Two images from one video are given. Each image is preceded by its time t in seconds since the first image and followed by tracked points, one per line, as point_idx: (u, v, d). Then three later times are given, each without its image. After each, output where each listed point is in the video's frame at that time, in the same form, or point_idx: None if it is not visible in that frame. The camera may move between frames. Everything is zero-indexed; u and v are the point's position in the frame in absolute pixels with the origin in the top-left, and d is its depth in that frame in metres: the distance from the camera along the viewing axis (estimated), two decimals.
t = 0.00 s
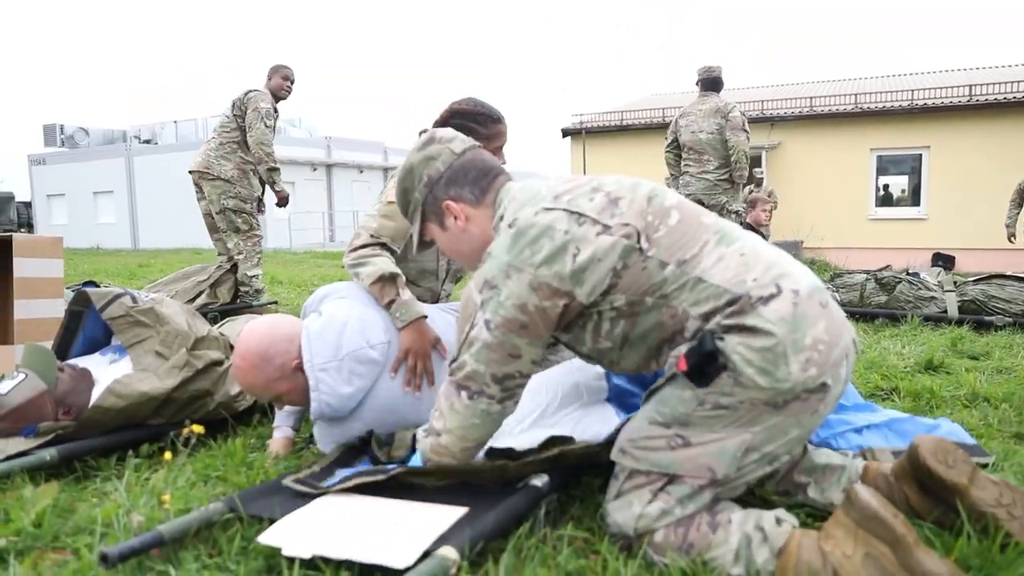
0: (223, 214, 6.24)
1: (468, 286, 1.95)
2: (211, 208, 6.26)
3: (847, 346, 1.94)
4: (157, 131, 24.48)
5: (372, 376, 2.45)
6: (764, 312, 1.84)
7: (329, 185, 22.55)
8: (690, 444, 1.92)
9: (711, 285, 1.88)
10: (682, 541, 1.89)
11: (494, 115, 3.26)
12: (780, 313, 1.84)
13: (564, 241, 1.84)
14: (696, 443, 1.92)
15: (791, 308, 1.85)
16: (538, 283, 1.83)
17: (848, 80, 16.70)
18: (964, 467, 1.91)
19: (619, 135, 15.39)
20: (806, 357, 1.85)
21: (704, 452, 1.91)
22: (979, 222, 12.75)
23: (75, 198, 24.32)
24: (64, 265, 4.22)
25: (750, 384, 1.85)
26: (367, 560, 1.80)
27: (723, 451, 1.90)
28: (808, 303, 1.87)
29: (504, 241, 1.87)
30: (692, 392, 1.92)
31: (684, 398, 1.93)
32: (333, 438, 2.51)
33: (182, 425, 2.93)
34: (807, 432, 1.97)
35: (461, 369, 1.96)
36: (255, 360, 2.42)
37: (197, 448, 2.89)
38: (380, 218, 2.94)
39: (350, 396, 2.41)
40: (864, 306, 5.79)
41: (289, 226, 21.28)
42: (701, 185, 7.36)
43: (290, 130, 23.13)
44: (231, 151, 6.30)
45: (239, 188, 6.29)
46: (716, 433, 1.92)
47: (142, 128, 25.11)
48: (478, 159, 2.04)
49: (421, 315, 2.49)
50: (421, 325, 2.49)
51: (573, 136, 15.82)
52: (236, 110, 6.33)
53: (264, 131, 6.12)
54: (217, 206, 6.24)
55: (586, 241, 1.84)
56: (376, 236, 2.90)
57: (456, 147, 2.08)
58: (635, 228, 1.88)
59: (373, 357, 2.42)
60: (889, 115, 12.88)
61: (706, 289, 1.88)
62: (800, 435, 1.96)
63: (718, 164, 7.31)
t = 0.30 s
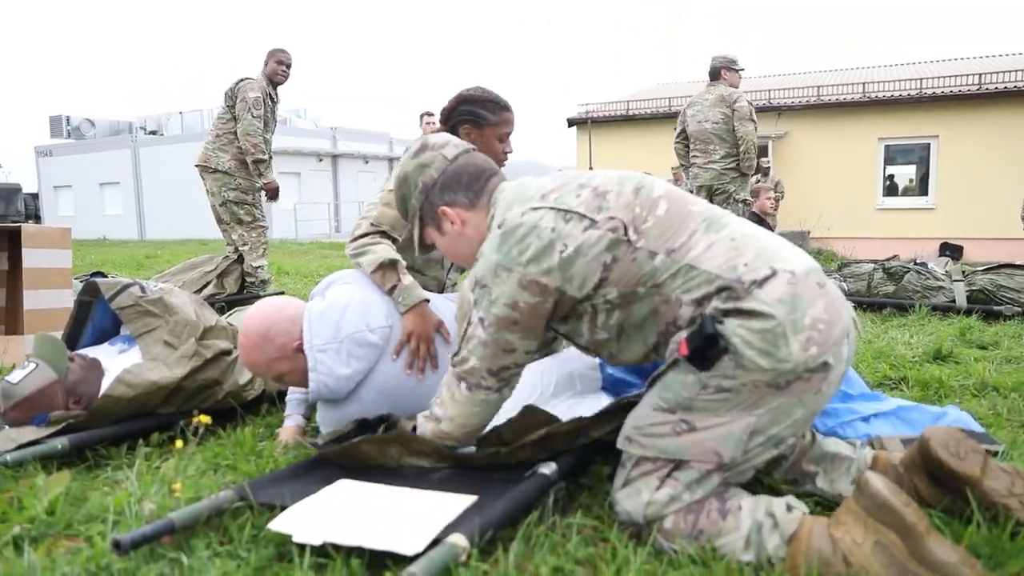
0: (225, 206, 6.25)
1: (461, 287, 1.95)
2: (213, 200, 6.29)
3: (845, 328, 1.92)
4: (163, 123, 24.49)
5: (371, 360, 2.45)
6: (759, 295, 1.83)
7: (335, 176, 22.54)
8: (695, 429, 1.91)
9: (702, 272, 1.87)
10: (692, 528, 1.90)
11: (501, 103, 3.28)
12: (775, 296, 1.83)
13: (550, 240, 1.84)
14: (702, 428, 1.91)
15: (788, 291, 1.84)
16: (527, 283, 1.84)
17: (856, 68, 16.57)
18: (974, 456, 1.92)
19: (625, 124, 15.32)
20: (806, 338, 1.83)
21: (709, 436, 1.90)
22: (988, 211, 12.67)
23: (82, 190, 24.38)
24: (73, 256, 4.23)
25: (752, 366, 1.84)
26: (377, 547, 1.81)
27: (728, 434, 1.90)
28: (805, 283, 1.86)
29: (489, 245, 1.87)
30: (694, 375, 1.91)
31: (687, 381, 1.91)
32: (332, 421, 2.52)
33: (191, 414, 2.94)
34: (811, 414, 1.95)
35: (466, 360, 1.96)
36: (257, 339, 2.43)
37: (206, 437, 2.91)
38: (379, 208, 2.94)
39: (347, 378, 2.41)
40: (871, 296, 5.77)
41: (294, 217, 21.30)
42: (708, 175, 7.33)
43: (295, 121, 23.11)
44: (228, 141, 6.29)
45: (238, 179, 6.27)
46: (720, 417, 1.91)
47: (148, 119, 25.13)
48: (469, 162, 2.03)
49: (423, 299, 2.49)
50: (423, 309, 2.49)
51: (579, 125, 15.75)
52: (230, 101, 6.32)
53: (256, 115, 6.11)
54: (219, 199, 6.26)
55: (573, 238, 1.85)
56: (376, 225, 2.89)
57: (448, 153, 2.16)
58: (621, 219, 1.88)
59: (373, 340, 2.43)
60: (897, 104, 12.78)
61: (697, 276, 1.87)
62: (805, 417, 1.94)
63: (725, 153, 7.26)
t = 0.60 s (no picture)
0: (229, 206, 6.24)
1: (478, 288, 1.93)
2: (217, 200, 6.29)
3: (849, 328, 1.94)
4: (169, 120, 24.56)
5: (373, 359, 2.45)
6: (772, 294, 1.83)
7: (340, 174, 22.57)
8: (703, 427, 1.90)
9: (716, 272, 1.86)
10: (700, 527, 1.89)
11: (505, 108, 3.30)
12: (786, 296, 1.83)
13: (568, 232, 1.83)
14: (710, 426, 1.90)
15: (797, 289, 1.85)
16: (549, 275, 1.82)
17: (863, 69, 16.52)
18: (971, 451, 1.91)
19: (631, 124, 15.31)
20: (815, 336, 1.85)
21: (718, 433, 1.90)
22: (995, 213, 12.62)
23: (89, 187, 24.49)
24: (79, 253, 4.25)
25: (762, 363, 1.84)
26: (383, 545, 1.81)
27: (736, 430, 1.89)
28: (811, 280, 1.88)
29: (504, 242, 1.85)
30: (704, 373, 1.90)
31: (696, 379, 1.91)
32: (336, 421, 2.51)
33: (197, 411, 2.94)
34: (816, 408, 1.97)
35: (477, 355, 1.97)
36: (260, 338, 2.44)
37: (211, 433, 2.92)
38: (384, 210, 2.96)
39: (349, 377, 2.41)
40: (877, 297, 5.75)
41: (299, 215, 21.34)
42: (706, 174, 7.34)
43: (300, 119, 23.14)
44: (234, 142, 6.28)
45: (241, 178, 6.26)
46: (729, 414, 1.90)
47: (155, 117, 25.21)
48: (455, 159, 2.01)
49: (425, 297, 2.49)
50: (426, 306, 2.48)
51: (584, 125, 15.74)
52: (241, 102, 6.30)
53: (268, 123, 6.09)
54: (223, 199, 6.26)
55: (592, 231, 1.84)
56: (379, 226, 2.90)
57: (433, 154, 2.07)
58: (639, 215, 1.87)
59: (374, 339, 2.42)
60: (904, 105, 12.73)
61: (712, 276, 1.86)
62: (811, 411, 1.96)
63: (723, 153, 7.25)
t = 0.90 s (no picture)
0: (225, 203, 6.11)
1: (505, 273, 2.01)
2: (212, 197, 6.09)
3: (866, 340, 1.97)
4: (165, 117, 24.49)
5: (367, 358, 2.44)
6: (790, 303, 1.88)
7: (336, 171, 22.52)
8: (721, 416, 1.92)
9: (732, 281, 1.93)
10: (701, 515, 1.88)
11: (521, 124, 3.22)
12: (806, 304, 1.87)
13: (587, 245, 1.86)
14: (728, 415, 1.92)
15: (819, 299, 1.88)
16: (562, 281, 1.87)
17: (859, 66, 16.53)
18: (950, 430, 2.02)
19: (627, 121, 15.30)
20: (839, 341, 1.87)
21: (734, 423, 1.91)
22: (991, 209, 12.64)
23: (84, 184, 24.40)
24: (73, 250, 4.24)
25: (788, 360, 1.87)
26: (377, 541, 1.81)
27: (753, 422, 1.91)
28: (835, 291, 1.91)
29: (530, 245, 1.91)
30: (728, 363, 1.93)
31: (721, 368, 1.94)
32: (331, 423, 2.49)
33: (192, 408, 2.94)
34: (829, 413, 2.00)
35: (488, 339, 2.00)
36: (253, 341, 2.43)
37: (206, 431, 2.91)
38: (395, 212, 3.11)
39: (344, 377, 2.40)
40: (873, 294, 5.76)
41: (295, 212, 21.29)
42: (695, 170, 7.36)
43: (296, 116, 23.07)
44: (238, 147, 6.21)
45: (240, 177, 6.14)
46: (749, 406, 1.92)
47: (150, 113, 25.12)
48: (507, 160, 2.07)
49: (418, 293, 2.50)
50: (419, 303, 2.49)
51: (580, 121, 15.73)
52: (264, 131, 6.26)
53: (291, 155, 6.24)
54: (217, 195, 6.08)
55: (609, 244, 1.86)
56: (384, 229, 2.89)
57: (489, 154, 2.11)
58: (657, 231, 1.90)
59: (368, 339, 2.42)
60: (900, 101, 12.75)
61: (727, 284, 1.93)
62: (823, 416, 1.98)
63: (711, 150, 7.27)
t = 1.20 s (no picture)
0: (233, 197, 5.93)
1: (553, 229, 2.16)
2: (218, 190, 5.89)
3: (874, 357, 1.93)
4: (163, 111, 24.43)
5: (365, 358, 2.42)
6: (792, 303, 1.87)
7: (334, 168, 22.49)
8: (717, 416, 1.92)
9: (742, 267, 1.94)
10: (692, 515, 1.88)
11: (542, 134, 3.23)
12: (808, 309, 1.86)
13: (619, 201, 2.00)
14: (723, 416, 1.92)
15: (821, 306, 1.86)
16: (596, 231, 2.01)
17: (857, 68, 16.55)
18: (939, 442, 2.01)
19: (626, 120, 15.30)
20: (839, 351, 1.85)
21: (729, 423, 1.91)
22: (988, 212, 12.66)
23: (80, 177, 24.33)
24: (69, 244, 4.23)
25: (786, 365, 1.86)
26: (370, 539, 1.80)
27: (748, 425, 1.91)
28: (842, 303, 1.88)
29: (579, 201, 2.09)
30: (728, 363, 1.94)
31: (721, 368, 1.95)
32: (327, 421, 2.49)
33: (187, 403, 2.93)
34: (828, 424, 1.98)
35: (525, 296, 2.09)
36: (250, 338, 2.43)
37: (201, 426, 2.91)
38: (403, 207, 3.03)
39: (340, 377, 2.38)
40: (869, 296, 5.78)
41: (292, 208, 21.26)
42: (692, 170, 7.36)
43: (294, 112, 23.04)
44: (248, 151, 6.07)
45: (249, 172, 5.97)
46: (745, 409, 1.92)
47: (148, 107, 25.05)
48: (584, 137, 2.30)
49: (416, 294, 2.49)
50: (416, 303, 2.48)
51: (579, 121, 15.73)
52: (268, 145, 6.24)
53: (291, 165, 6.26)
54: (226, 189, 5.88)
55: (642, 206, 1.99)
56: (392, 223, 2.94)
57: (570, 130, 2.42)
58: (686, 206, 1.99)
59: (366, 339, 2.40)
60: (898, 104, 12.76)
61: (738, 269, 1.94)
62: (820, 427, 1.96)
63: (706, 151, 7.28)
